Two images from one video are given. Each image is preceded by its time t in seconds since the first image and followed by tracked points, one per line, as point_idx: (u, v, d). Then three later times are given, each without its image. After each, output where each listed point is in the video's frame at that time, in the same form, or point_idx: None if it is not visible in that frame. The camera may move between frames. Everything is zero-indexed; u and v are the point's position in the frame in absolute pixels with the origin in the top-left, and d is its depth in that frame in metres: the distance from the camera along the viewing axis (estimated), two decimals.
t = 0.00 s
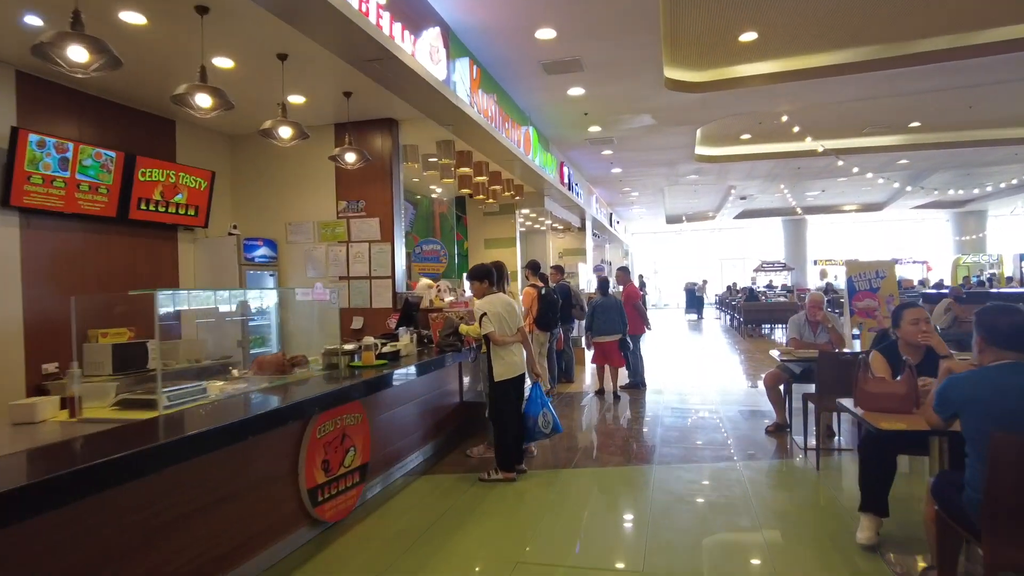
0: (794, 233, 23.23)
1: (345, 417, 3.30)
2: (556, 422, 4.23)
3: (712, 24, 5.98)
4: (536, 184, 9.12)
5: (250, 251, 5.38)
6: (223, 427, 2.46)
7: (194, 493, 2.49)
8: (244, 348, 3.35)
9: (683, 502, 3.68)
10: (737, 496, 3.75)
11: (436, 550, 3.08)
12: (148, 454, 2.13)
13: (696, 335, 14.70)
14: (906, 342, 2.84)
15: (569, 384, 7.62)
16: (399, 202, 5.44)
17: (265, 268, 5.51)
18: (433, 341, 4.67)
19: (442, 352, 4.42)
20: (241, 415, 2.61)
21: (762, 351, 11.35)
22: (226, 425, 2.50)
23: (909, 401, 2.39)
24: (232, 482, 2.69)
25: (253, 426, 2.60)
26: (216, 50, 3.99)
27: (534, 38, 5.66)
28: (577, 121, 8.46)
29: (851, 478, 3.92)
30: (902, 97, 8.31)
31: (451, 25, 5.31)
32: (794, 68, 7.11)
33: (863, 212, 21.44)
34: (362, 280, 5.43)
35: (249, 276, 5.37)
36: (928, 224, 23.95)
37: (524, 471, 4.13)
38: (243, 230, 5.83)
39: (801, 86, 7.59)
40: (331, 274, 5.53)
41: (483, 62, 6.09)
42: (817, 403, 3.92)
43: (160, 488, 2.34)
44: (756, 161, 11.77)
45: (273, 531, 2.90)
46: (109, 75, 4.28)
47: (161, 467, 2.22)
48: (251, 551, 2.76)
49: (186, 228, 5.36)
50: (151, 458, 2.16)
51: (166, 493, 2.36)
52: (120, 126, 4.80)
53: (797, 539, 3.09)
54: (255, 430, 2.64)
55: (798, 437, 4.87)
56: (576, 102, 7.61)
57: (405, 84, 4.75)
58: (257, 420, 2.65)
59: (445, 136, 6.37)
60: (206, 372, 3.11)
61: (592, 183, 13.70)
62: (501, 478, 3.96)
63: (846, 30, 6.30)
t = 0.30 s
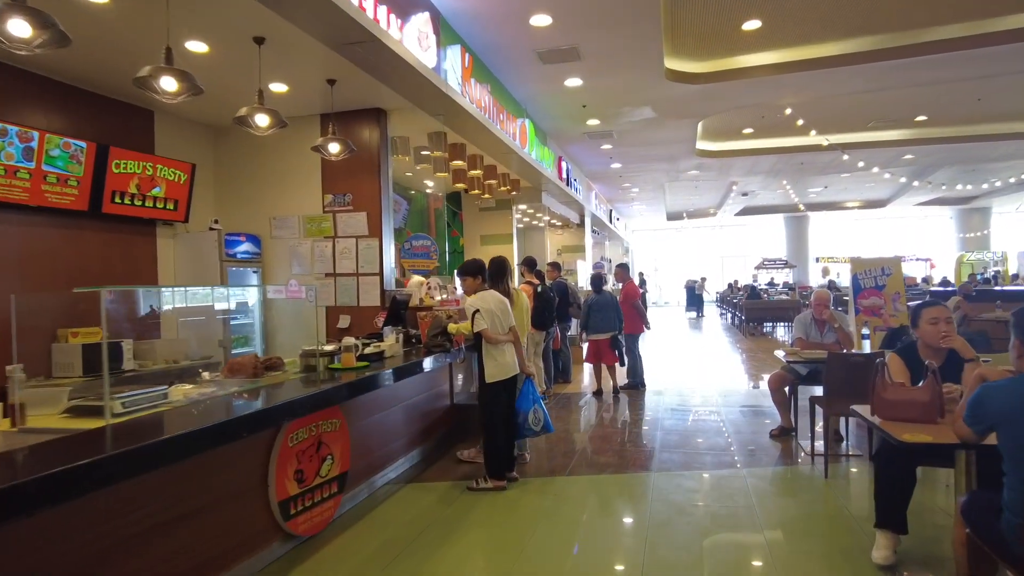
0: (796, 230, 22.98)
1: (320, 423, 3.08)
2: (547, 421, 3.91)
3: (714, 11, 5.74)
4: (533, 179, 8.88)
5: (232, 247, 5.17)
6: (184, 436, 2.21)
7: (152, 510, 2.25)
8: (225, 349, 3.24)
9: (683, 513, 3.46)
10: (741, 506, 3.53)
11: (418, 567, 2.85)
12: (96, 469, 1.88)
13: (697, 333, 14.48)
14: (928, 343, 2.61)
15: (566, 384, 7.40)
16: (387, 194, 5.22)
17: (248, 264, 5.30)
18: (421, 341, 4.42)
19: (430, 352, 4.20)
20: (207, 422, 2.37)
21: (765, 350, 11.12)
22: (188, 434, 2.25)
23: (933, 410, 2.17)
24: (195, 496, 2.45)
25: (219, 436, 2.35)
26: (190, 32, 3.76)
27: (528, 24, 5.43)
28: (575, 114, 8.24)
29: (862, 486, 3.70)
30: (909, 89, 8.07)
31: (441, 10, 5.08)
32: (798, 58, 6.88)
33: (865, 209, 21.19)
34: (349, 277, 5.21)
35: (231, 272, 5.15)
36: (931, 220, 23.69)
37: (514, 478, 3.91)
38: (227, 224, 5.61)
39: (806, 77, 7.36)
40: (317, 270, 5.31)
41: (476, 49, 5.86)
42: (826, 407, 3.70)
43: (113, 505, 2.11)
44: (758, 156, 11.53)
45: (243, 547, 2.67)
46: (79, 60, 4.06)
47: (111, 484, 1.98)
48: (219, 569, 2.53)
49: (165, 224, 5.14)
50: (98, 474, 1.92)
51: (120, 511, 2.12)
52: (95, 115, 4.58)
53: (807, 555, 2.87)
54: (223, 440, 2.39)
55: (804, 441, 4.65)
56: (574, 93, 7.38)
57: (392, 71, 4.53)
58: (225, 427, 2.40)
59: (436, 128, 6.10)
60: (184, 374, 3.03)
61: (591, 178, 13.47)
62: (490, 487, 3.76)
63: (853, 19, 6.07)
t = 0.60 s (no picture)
0: (796, 230, 22.73)
1: (285, 437, 2.85)
2: (529, 434, 3.69)
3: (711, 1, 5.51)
4: (527, 177, 8.64)
5: (208, 246, 4.93)
6: (127, 453, 1.99)
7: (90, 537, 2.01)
8: (201, 353, 3.03)
9: (678, 530, 3.23)
10: (739, 521, 3.30)
11: None
12: (15, 494, 1.66)
13: (696, 334, 14.27)
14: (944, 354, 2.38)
15: (561, 388, 7.16)
16: (371, 191, 5.01)
17: (225, 265, 5.07)
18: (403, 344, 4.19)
19: (411, 357, 3.97)
20: (155, 435, 2.15)
21: (766, 352, 10.88)
22: (131, 449, 2.02)
23: (954, 427, 1.94)
24: (144, 517, 2.22)
25: (168, 451, 2.13)
26: (155, 15, 3.54)
27: (518, 14, 5.20)
28: (570, 109, 8.01)
29: (870, 499, 3.47)
30: (914, 83, 7.84)
31: None
32: (800, 51, 6.66)
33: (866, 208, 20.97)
34: (331, 277, 4.99)
35: (206, 273, 4.93)
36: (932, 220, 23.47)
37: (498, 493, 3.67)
38: (205, 223, 5.39)
39: (807, 71, 7.14)
40: (297, 271, 5.09)
41: (465, 41, 5.63)
42: (831, 416, 3.47)
43: (42, 533, 1.87)
44: (758, 154, 11.31)
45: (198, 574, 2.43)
46: (45, 49, 3.86)
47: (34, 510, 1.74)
48: None
49: (138, 222, 4.92)
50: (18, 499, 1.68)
51: (50, 539, 1.88)
52: (64, 108, 4.38)
53: None
54: (172, 456, 2.17)
55: (807, 451, 4.42)
56: (568, 88, 7.15)
57: (374, 61, 4.31)
58: (176, 442, 2.18)
59: (425, 122, 5.79)
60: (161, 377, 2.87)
61: (589, 177, 13.26)
62: (473, 502, 3.52)
63: (855, 10, 5.85)
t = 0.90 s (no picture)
0: (798, 230, 22.48)
1: (246, 448, 2.62)
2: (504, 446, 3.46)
3: None
4: (522, 174, 8.41)
5: (183, 244, 4.70)
6: (55, 471, 1.74)
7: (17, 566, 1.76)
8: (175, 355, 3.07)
9: (676, 547, 2.99)
10: (741, 537, 3.06)
11: None
12: None
13: (695, 335, 14.04)
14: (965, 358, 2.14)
15: (555, 391, 6.93)
16: (354, 186, 4.79)
17: (201, 263, 4.83)
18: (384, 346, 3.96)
19: (390, 361, 3.74)
20: (90, 450, 1.90)
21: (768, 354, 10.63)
22: (61, 467, 1.78)
23: (988, 447, 1.73)
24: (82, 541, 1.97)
25: (104, 469, 1.89)
26: None
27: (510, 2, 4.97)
28: (566, 104, 7.79)
29: (882, 513, 3.23)
30: (921, 77, 7.61)
31: None
32: (804, 43, 6.43)
33: (868, 208, 20.75)
34: (312, 276, 4.77)
35: (181, 272, 4.69)
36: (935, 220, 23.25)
37: (482, 506, 3.41)
38: (183, 219, 5.15)
39: (811, 65, 6.91)
40: (278, 269, 4.86)
41: (455, 30, 5.40)
42: (838, 424, 3.23)
43: None
44: (759, 151, 11.09)
45: None
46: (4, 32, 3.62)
47: None
48: None
49: (110, 218, 4.69)
50: None
51: None
52: (29, 99, 4.16)
53: None
54: (110, 474, 1.93)
55: (811, 459, 4.19)
56: (563, 81, 6.91)
57: (357, 48, 4.08)
58: (114, 457, 1.94)
59: (413, 115, 5.56)
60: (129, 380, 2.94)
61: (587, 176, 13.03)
62: (455, 516, 3.23)
63: None
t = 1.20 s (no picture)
0: (801, 229, 22.20)
1: (201, 465, 2.38)
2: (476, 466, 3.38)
3: None
4: (519, 171, 8.17)
5: (157, 241, 4.46)
6: None
7: None
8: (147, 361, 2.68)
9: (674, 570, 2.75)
10: (746, 558, 2.83)
11: None
12: None
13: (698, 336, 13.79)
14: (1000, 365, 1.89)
15: (552, 396, 6.68)
16: (337, 181, 4.55)
17: (177, 262, 4.60)
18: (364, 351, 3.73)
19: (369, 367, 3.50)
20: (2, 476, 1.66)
21: (772, 356, 10.37)
22: None
23: None
24: None
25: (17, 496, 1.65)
26: None
27: None
28: (564, 98, 7.54)
29: (898, 533, 2.99)
30: (930, 71, 7.35)
31: None
32: (810, 34, 6.19)
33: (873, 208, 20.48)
34: (292, 276, 4.54)
35: (155, 270, 4.45)
36: (941, 220, 22.96)
37: (466, 524, 3.16)
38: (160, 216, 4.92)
39: (817, 57, 6.67)
40: (258, 268, 4.63)
41: (445, 18, 5.15)
42: (851, 437, 2.98)
43: None
44: (762, 149, 10.83)
45: None
46: None
47: None
48: None
49: (81, 214, 4.46)
50: None
51: None
52: None
53: None
54: (25, 501, 1.69)
55: (819, 471, 3.95)
56: (560, 73, 6.66)
57: (336, 35, 3.83)
58: (30, 483, 1.70)
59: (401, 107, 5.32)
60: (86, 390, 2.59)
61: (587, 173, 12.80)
62: (436, 537, 2.98)
63: None
